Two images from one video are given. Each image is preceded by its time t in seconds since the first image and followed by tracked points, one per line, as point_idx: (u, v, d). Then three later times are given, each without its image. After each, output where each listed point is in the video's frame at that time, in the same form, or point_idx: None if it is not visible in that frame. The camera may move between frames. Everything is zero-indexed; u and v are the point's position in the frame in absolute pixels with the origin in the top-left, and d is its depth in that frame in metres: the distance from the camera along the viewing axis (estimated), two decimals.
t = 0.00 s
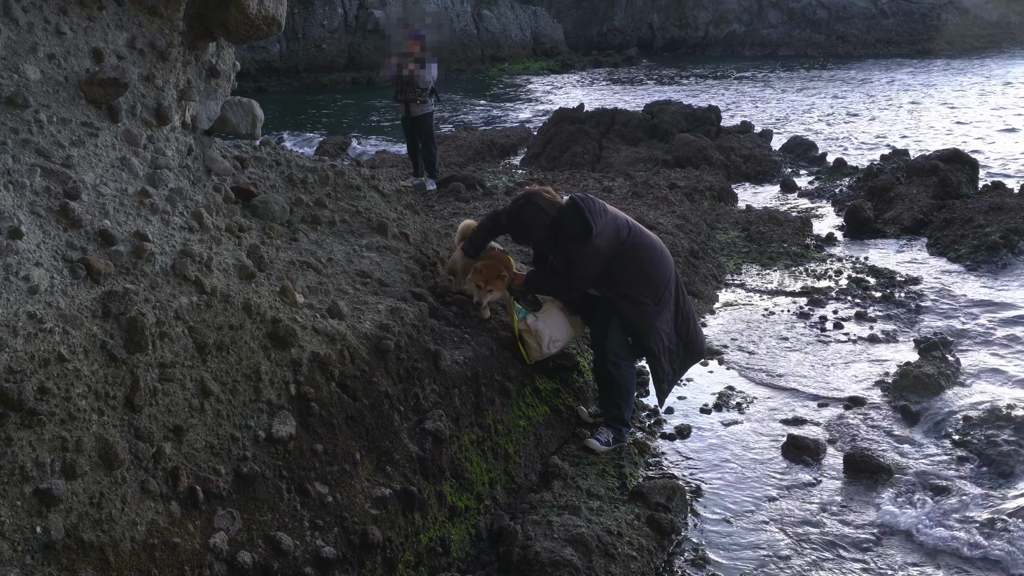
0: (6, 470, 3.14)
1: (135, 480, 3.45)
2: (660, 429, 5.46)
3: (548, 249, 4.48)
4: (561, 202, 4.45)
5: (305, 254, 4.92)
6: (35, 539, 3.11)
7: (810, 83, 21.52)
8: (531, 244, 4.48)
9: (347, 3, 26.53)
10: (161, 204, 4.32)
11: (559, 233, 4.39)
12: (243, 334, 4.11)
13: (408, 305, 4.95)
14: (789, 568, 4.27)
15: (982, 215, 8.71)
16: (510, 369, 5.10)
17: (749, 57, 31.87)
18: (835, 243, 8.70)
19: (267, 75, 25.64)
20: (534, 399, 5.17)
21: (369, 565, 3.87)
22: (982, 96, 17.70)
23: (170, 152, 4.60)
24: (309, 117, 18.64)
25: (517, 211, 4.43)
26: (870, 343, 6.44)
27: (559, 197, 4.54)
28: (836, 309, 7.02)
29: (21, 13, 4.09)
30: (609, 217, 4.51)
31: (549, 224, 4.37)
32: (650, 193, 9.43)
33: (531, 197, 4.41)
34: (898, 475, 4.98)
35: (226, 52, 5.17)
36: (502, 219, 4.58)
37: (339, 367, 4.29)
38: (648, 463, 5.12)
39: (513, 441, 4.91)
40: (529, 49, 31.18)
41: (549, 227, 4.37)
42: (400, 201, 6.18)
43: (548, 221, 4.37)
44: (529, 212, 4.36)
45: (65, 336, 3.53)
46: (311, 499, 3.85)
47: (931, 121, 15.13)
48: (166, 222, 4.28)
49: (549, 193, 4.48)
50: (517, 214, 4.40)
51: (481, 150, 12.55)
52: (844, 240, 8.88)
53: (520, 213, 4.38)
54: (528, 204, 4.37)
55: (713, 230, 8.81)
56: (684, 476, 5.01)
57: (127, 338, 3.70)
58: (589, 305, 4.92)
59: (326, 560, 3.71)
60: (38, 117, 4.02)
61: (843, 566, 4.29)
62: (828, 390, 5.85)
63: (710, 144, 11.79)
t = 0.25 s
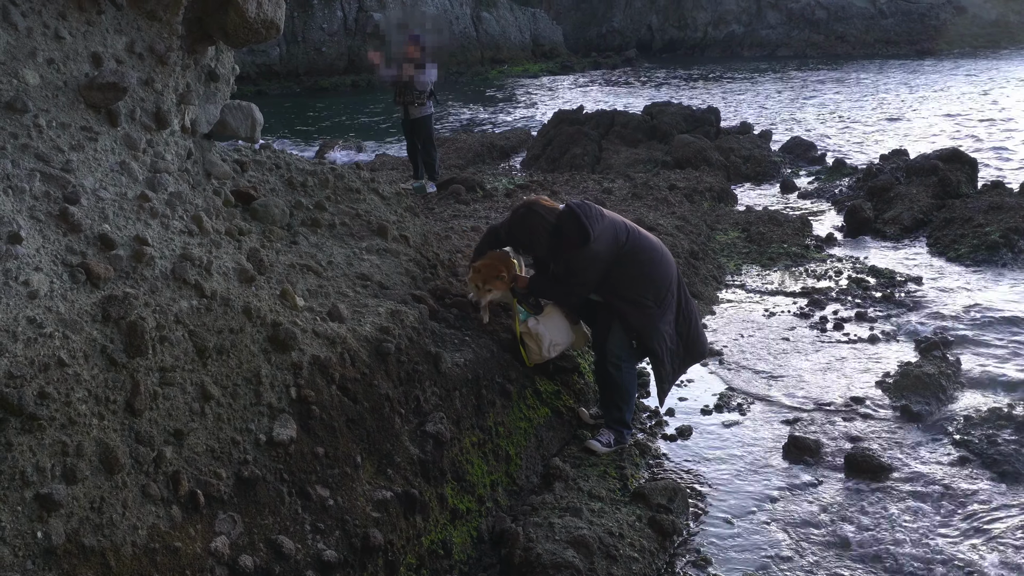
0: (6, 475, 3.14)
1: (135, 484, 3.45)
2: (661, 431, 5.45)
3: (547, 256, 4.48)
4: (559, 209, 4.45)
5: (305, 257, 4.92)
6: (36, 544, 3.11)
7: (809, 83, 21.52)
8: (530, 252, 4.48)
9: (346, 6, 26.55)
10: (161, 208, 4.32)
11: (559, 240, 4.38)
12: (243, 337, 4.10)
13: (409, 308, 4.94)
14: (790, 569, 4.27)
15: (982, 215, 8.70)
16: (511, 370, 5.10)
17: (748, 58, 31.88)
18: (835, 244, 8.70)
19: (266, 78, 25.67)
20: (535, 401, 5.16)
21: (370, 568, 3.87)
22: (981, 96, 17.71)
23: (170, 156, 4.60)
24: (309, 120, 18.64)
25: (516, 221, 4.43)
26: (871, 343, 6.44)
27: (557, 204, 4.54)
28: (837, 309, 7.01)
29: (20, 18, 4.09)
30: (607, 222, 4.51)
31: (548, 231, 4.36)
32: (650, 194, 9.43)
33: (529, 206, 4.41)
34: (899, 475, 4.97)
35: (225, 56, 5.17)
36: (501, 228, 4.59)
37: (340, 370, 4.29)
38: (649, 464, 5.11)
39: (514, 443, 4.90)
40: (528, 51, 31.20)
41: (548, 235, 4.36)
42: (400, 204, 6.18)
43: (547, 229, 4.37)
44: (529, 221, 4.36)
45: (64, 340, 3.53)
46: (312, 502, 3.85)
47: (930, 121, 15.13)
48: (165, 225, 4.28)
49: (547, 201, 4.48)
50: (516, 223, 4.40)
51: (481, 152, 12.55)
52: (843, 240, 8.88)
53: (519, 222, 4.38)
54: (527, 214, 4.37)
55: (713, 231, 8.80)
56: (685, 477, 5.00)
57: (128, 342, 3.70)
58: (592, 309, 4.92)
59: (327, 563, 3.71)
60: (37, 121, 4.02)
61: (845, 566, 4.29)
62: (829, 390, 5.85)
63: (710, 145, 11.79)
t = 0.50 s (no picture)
0: (6, 478, 3.14)
1: (135, 486, 3.45)
2: (661, 432, 5.44)
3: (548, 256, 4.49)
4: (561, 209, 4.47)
5: (305, 259, 4.91)
6: (36, 546, 3.10)
7: (809, 83, 21.53)
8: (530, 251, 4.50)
9: (346, 8, 26.57)
10: (161, 210, 4.32)
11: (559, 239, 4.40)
12: (242, 339, 4.10)
13: (408, 309, 4.94)
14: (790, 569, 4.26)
15: (982, 214, 8.70)
16: (511, 372, 5.10)
17: (748, 58, 31.89)
18: (835, 244, 8.69)
19: (266, 81, 25.69)
20: (535, 402, 5.16)
21: (370, 570, 3.86)
22: (980, 96, 17.70)
23: (169, 158, 4.60)
24: (309, 122, 18.65)
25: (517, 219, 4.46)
26: (871, 343, 6.43)
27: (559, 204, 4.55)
28: (837, 309, 7.01)
29: (19, 21, 4.09)
30: (609, 223, 4.51)
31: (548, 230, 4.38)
32: (650, 195, 9.42)
33: (531, 205, 4.43)
34: (899, 475, 4.96)
35: (224, 58, 5.17)
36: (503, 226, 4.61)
37: (339, 372, 4.28)
38: (649, 465, 5.11)
39: (515, 444, 4.90)
40: (528, 52, 31.22)
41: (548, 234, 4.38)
42: (400, 205, 6.17)
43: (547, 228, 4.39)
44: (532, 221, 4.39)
45: (64, 343, 3.53)
46: (311, 504, 3.85)
47: (930, 121, 15.13)
48: (165, 228, 4.28)
49: (550, 200, 4.50)
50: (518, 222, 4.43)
51: (481, 154, 12.55)
52: (843, 240, 8.87)
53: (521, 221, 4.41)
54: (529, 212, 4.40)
55: (713, 231, 8.80)
56: (685, 478, 5.00)
57: (127, 344, 3.70)
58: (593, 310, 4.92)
59: (327, 565, 3.70)
60: (36, 124, 4.02)
61: (845, 566, 4.28)
62: (829, 391, 5.84)
63: (710, 145, 11.79)
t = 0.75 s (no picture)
0: (5, 480, 3.14)
1: (135, 488, 3.45)
2: (661, 432, 5.44)
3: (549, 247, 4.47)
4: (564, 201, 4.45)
5: (304, 260, 4.91)
6: (35, 548, 3.10)
7: (808, 84, 21.53)
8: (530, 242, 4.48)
9: (345, 9, 26.57)
10: (160, 212, 4.32)
11: (562, 231, 4.38)
12: (242, 341, 4.10)
13: (408, 310, 4.94)
14: (789, 569, 4.26)
15: (982, 215, 8.69)
16: (511, 373, 5.10)
17: (747, 59, 31.89)
18: (835, 244, 8.69)
19: (266, 82, 25.68)
20: (535, 403, 5.16)
21: (370, 572, 3.86)
22: (980, 96, 17.70)
23: (169, 160, 4.60)
24: (309, 123, 18.65)
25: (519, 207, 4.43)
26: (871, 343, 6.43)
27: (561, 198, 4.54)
28: (836, 310, 7.01)
29: (18, 22, 4.09)
30: (611, 219, 4.52)
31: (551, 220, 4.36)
32: (650, 196, 9.42)
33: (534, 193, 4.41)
34: (899, 476, 4.96)
35: (223, 59, 5.17)
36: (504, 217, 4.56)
37: (339, 373, 4.28)
38: (649, 466, 5.10)
39: (514, 445, 4.90)
40: (527, 53, 31.22)
41: (551, 224, 4.36)
42: (399, 207, 6.17)
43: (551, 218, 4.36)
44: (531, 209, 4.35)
45: (64, 345, 3.53)
46: (311, 505, 3.85)
47: (929, 122, 15.13)
48: (164, 229, 4.28)
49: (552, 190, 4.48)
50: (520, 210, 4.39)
51: (480, 155, 12.55)
52: (843, 241, 8.87)
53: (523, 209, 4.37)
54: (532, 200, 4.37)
55: (713, 232, 8.80)
56: (685, 478, 5.00)
57: (127, 346, 3.70)
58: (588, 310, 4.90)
59: (327, 566, 3.70)
60: (36, 126, 4.03)
61: (845, 566, 4.28)
62: (829, 391, 5.84)
63: (709, 146, 11.79)
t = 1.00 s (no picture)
0: (4, 481, 3.14)
1: (133, 489, 3.45)
2: (660, 432, 5.43)
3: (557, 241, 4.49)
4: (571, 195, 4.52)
5: (303, 262, 4.91)
6: (34, 550, 3.10)
7: (807, 84, 21.54)
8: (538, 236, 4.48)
9: (344, 10, 26.56)
10: (158, 213, 4.32)
11: (574, 221, 4.44)
12: (241, 342, 4.10)
13: (407, 311, 4.94)
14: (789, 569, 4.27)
15: (981, 215, 8.69)
16: (510, 373, 5.09)
17: (746, 59, 31.90)
18: (833, 244, 8.69)
19: (265, 82, 25.68)
20: (534, 403, 5.16)
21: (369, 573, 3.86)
22: (978, 96, 17.72)
23: (167, 161, 4.60)
24: (308, 124, 18.65)
25: (528, 199, 4.45)
26: (870, 343, 6.43)
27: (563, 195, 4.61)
28: (835, 309, 7.01)
29: (16, 24, 4.09)
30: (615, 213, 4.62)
31: (563, 211, 4.41)
32: (648, 196, 9.42)
33: (544, 184, 4.45)
34: (899, 476, 4.96)
35: (222, 60, 5.17)
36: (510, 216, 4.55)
37: (338, 374, 4.28)
38: (648, 466, 5.10)
39: (513, 446, 4.90)
40: (526, 53, 31.23)
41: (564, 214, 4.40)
42: (398, 207, 6.17)
43: (563, 208, 4.41)
44: (543, 199, 4.38)
45: (62, 346, 3.53)
46: (310, 506, 3.85)
47: (928, 121, 15.13)
48: (162, 231, 4.28)
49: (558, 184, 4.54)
50: (530, 202, 4.41)
51: (479, 155, 12.55)
52: (842, 241, 8.87)
53: (534, 200, 4.39)
54: (543, 190, 4.40)
55: (712, 232, 8.80)
56: (684, 479, 5.00)
57: (125, 347, 3.70)
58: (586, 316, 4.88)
59: (326, 567, 3.70)
60: (34, 127, 4.03)
61: (844, 566, 4.28)
62: (828, 391, 5.84)
63: (708, 146, 11.79)
